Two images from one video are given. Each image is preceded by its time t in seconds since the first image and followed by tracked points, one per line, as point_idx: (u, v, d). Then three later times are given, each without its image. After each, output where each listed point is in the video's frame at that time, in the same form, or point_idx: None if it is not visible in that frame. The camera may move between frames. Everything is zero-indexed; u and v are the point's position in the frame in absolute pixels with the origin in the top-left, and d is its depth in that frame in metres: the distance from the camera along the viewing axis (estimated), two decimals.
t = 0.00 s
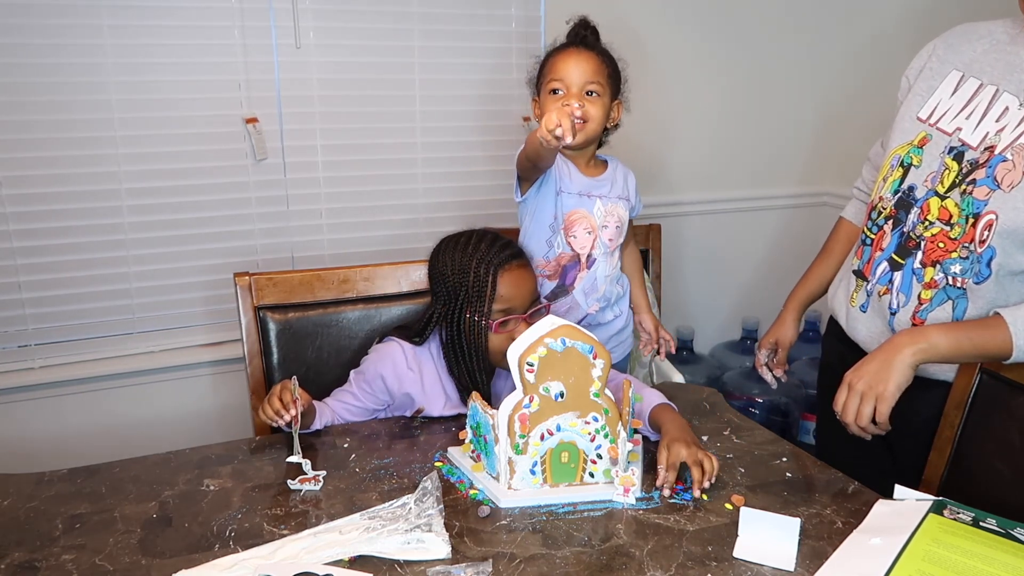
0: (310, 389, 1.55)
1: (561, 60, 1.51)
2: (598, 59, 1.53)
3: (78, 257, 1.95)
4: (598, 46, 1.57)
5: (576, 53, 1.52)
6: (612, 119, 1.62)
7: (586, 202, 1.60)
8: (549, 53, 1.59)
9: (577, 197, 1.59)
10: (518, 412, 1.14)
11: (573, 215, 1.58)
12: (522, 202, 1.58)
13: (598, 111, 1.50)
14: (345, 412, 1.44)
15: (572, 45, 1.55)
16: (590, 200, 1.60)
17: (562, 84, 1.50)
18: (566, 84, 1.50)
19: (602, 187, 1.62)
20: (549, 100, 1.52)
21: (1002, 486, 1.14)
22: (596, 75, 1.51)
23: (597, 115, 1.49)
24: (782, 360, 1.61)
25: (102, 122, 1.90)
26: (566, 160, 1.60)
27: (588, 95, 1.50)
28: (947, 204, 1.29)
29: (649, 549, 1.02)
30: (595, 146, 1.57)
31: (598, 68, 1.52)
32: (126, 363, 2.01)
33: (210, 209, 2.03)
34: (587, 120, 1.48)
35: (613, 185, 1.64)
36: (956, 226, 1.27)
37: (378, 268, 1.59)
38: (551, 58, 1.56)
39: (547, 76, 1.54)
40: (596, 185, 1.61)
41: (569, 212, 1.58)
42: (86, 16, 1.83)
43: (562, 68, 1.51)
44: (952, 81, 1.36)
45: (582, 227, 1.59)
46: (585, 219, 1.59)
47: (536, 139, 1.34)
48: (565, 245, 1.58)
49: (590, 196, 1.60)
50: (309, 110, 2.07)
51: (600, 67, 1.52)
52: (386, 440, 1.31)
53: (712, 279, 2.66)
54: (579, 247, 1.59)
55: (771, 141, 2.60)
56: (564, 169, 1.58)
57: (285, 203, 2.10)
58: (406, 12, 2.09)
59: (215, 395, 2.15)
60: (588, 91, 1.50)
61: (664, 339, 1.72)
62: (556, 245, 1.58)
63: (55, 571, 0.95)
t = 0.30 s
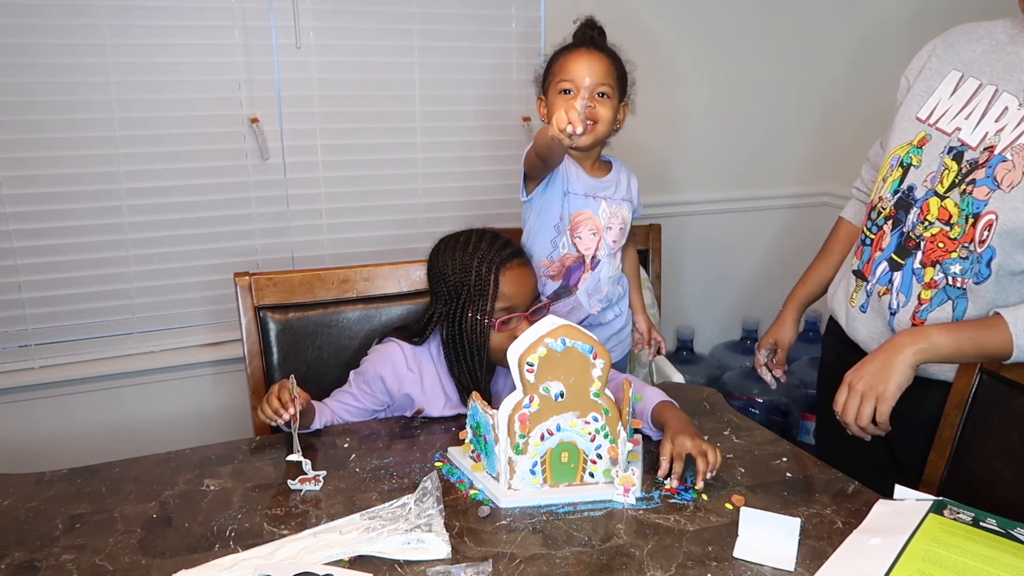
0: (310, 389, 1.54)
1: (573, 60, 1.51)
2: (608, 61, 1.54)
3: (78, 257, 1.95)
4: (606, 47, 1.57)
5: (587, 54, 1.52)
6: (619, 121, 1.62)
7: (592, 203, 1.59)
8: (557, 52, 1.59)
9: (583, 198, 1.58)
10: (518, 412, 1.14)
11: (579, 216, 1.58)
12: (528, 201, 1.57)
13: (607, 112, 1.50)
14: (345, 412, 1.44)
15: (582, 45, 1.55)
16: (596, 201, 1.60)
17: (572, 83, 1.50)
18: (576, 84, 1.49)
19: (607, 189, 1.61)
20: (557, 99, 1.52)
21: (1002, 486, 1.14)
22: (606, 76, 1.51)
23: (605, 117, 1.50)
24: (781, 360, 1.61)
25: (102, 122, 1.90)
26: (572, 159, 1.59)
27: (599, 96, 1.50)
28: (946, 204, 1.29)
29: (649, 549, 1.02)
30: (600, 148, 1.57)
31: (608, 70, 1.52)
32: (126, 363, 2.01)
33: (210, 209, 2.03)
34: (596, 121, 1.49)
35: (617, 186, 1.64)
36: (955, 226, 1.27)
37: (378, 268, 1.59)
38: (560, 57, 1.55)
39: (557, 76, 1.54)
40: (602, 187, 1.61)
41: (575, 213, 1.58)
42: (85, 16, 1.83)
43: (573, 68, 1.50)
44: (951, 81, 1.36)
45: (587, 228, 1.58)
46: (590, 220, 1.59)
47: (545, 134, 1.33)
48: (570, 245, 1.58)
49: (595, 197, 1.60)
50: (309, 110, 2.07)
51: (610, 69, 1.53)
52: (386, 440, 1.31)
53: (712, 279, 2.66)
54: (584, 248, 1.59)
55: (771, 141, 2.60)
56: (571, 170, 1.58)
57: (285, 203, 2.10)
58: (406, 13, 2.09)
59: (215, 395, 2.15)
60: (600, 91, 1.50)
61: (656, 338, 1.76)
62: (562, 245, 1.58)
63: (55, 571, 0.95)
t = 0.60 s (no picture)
0: (310, 389, 1.55)
1: (583, 60, 1.51)
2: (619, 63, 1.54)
3: (78, 257, 1.95)
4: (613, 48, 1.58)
5: (598, 54, 1.52)
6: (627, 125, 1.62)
7: (596, 204, 1.59)
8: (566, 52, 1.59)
9: (588, 198, 1.58)
10: (518, 412, 1.15)
11: (583, 217, 1.58)
12: (533, 200, 1.56)
13: (616, 113, 1.51)
14: (345, 412, 1.44)
15: (592, 46, 1.56)
16: (600, 202, 1.60)
17: (580, 82, 1.50)
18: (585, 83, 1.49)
19: (612, 190, 1.62)
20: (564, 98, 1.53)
21: (1002, 486, 1.14)
22: (616, 77, 1.51)
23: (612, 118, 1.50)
24: (781, 360, 1.61)
25: (102, 122, 1.90)
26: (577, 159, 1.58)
27: (608, 97, 1.50)
28: (945, 204, 1.29)
29: (649, 549, 1.02)
30: (606, 149, 1.57)
31: (619, 71, 1.52)
32: (126, 363, 2.01)
33: (210, 209, 2.03)
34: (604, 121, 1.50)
35: (621, 188, 1.64)
36: (955, 226, 1.27)
37: (378, 268, 1.59)
38: (570, 57, 1.55)
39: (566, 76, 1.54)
40: (607, 188, 1.61)
41: (580, 214, 1.58)
42: (85, 16, 1.83)
43: (583, 69, 1.51)
44: (950, 82, 1.36)
45: (591, 229, 1.59)
46: (595, 221, 1.59)
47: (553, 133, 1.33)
48: (574, 246, 1.58)
49: (600, 198, 1.60)
50: (309, 110, 2.07)
51: (620, 71, 1.53)
52: (386, 440, 1.31)
53: (712, 279, 2.66)
54: (587, 249, 1.59)
55: (772, 140, 2.60)
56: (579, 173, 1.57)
57: (285, 203, 2.10)
58: (406, 13, 2.09)
59: (215, 395, 2.15)
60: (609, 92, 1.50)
61: (656, 341, 1.77)
62: (566, 245, 1.58)
63: (55, 571, 0.96)
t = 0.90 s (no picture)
0: (311, 389, 1.55)
1: (588, 58, 1.51)
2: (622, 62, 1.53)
3: (78, 257, 1.95)
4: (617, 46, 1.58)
5: (603, 53, 1.52)
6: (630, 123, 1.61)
7: (602, 204, 1.59)
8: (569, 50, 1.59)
9: (594, 198, 1.58)
10: (517, 412, 1.14)
11: (589, 217, 1.57)
12: (540, 200, 1.55)
13: (621, 112, 1.52)
14: (345, 412, 1.44)
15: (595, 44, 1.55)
16: (606, 202, 1.59)
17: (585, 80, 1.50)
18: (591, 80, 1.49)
19: (617, 190, 1.61)
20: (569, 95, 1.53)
21: (1002, 486, 1.14)
22: (621, 76, 1.51)
23: (616, 117, 1.51)
24: (782, 361, 1.61)
25: (103, 122, 1.90)
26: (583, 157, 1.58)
27: (613, 95, 1.50)
28: (944, 203, 1.29)
29: (649, 549, 1.02)
30: (611, 148, 1.57)
31: (622, 69, 1.52)
32: (126, 363, 2.01)
33: (210, 209, 2.03)
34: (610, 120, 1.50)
35: (626, 187, 1.63)
36: (954, 225, 1.27)
37: (378, 268, 1.59)
38: (574, 55, 1.54)
39: (571, 74, 1.53)
40: (613, 188, 1.60)
41: (586, 214, 1.57)
42: (85, 16, 1.83)
43: (588, 68, 1.50)
44: (949, 81, 1.36)
45: (597, 230, 1.58)
46: (601, 221, 1.58)
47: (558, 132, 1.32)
48: (580, 246, 1.58)
49: (606, 197, 1.59)
50: (309, 110, 2.07)
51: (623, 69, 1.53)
52: (386, 440, 1.31)
53: (712, 279, 2.66)
54: (594, 249, 1.59)
55: (772, 140, 2.60)
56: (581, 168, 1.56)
57: (285, 203, 2.10)
58: (405, 13, 2.09)
59: (215, 396, 2.15)
60: (614, 91, 1.50)
61: (664, 339, 1.79)
62: (571, 245, 1.58)
63: (55, 571, 0.96)
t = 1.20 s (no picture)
0: (311, 389, 1.55)
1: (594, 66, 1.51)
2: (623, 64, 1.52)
3: (78, 257, 1.95)
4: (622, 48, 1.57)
5: (608, 59, 1.51)
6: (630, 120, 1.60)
7: (602, 200, 1.59)
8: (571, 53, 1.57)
9: (594, 194, 1.58)
10: (517, 412, 1.15)
11: (590, 213, 1.58)
12: (539, 198, 1.56)
13: (621, 119, 1.51)
14: (346, 411, 1.44)
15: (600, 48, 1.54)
16: (606, 197, 1.59)
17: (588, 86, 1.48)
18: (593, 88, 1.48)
19: (617, 186, 1.61)
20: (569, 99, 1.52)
21: (1002, 487, 1.14)
22: (623, 81, 1.50)
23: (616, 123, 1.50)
24: (791, 369, 1.58)
25: (103, 122, 1.90)
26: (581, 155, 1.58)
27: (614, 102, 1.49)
28: (932, 203, 1.29)
29: (649, 549, 1.02)
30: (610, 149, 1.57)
31: (625, 73, 1.51)
32: (126, 363, 2.01)
33: (210, 209, 2.03)
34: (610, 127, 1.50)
35: (626, 183, 1.63)
36: (942, 225, 1.28)
37: (378, 268, 1.59)
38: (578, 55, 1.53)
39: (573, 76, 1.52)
40: (613, 184, 1.60)
41: (586, 210, 1.57)
42: (84, 16, 1.83)
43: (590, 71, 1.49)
44: (932, 83, 1.36)
45: (598, 226, 1.58)
46: (601, 217, 1.59)
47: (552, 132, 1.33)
48: (582, 242, 1.58)
49: (606, 193, 1.59)
50: (309, 110, 2.07)
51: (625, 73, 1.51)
52: (386, 440, 1.31)
53: (712, 279, 2.66)
54: (595, 245, 1.59)
55: (771, 140, 2.60)
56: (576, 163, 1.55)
57: (285, 203, 2.10)
58: (405, 13, 2.09)
59: (216, 396, 2.15)
60: (615, 97, 1.49)
61: (667, 333, 1.79)
62: (573, 242, 1.58)
63: (55, 571, 0.96)
